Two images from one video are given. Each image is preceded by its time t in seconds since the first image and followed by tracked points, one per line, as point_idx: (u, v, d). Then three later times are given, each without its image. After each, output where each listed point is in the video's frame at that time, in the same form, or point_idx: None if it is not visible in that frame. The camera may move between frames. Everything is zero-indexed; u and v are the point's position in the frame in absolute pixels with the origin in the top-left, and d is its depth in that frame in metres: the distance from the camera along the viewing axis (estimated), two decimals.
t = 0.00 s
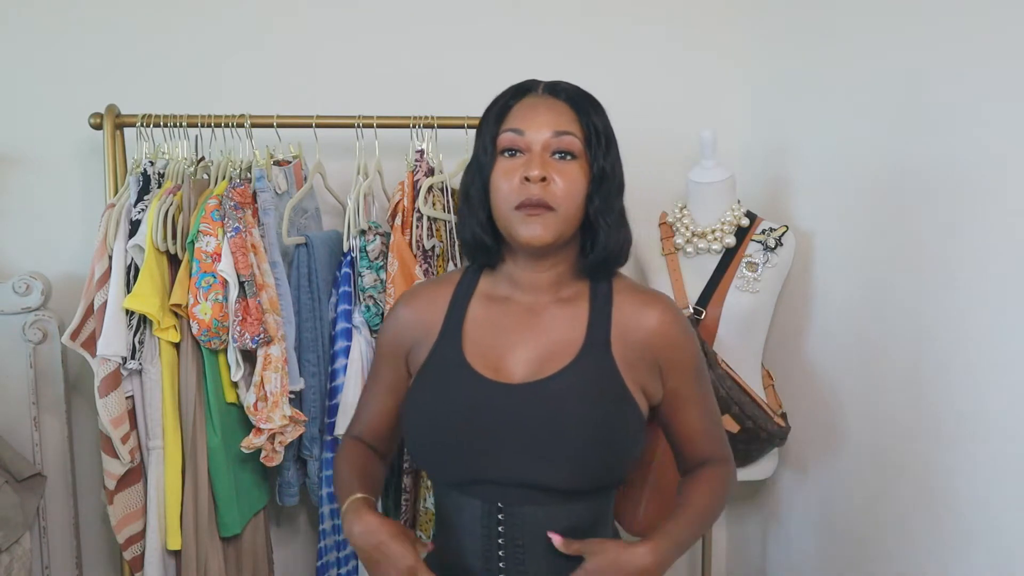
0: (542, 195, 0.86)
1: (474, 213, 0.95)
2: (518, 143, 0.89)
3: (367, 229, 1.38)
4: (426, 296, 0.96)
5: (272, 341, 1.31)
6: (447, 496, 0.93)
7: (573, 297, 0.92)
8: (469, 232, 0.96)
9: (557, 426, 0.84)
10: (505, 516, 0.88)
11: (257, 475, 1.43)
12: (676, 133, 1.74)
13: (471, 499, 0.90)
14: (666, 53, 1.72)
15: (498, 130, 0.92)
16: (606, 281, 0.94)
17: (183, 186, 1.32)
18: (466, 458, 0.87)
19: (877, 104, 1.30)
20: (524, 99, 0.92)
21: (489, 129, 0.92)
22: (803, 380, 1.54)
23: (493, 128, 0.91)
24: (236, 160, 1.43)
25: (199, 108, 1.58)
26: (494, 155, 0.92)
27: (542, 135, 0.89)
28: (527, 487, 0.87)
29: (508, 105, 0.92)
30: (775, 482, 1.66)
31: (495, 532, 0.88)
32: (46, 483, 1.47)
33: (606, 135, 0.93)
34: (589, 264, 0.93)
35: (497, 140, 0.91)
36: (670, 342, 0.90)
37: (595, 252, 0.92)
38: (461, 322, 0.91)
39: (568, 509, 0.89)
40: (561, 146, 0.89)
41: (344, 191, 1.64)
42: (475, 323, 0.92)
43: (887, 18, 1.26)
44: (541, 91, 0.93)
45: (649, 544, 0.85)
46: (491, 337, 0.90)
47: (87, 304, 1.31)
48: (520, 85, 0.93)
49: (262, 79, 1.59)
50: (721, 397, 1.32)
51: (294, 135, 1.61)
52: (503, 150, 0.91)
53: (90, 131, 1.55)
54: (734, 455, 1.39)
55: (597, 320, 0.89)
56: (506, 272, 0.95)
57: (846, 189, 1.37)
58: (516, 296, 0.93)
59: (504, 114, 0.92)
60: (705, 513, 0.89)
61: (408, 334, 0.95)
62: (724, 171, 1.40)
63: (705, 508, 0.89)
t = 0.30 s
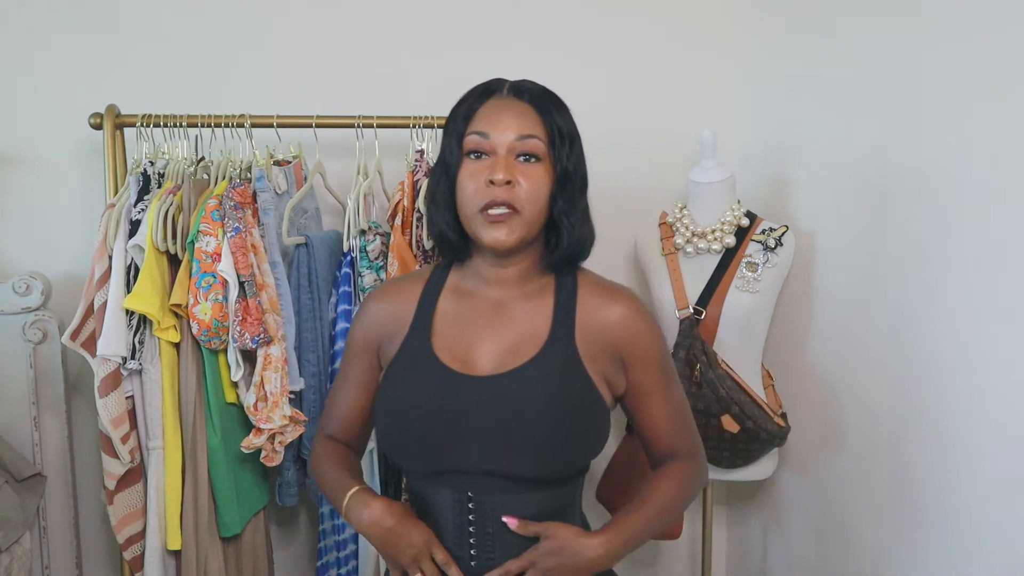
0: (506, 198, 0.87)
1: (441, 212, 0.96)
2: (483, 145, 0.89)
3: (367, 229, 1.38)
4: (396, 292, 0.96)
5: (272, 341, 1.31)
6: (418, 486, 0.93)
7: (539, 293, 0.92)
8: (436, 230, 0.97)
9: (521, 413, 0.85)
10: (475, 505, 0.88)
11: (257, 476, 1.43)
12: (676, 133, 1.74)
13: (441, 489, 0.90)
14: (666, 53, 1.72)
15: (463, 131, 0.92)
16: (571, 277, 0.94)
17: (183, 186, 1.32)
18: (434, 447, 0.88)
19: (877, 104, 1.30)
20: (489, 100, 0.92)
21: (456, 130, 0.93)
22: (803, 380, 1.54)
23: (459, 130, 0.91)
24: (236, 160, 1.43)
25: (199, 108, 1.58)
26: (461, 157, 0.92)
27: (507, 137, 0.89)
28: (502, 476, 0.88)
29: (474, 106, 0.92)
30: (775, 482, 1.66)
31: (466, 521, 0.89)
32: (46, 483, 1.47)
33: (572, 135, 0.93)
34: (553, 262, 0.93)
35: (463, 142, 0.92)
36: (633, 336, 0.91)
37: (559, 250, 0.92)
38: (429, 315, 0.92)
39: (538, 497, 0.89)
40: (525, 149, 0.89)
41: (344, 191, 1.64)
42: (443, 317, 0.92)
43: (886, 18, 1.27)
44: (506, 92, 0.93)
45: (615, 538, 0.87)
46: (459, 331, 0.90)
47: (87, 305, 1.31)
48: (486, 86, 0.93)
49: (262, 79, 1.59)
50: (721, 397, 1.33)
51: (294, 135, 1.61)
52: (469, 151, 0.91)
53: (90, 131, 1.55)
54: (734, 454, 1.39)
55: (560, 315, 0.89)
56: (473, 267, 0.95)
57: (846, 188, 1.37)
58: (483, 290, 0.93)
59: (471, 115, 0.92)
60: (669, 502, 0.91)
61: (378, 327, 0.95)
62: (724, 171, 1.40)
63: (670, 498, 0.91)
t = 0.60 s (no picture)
0: (482, 198, 0.87)
1: (415, 215, 0.94)
2: (456, 148, 0.90)
3: (367, 229, 1.38)
4: (372, 295, 0.95)
5: (272, 341, 1.32)
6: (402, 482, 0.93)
7: (515, 289, 0.93)
8: (410, 234, 0.95)
9: (509, 404, 0.86)
10: (465, 497, 0.88)
11: (257, 476, 1.43)
12: (675, 133, 1.74)
13: (431, 483, 0.90)
14: (666, 53, 1.72)
15: (434, 135, 0.91)
16: (545, 271, 0.95)
17: (184, 186, 1.32)
18: (421, 442, 0.88)
19: (877, 104, 1.30)
20: (456, 103, 0.92)
21: (425, 135, 0.92)
22: (803, 379, 1.54)
23: (429, 134, 0.91)
24: (236, 160, 1.43)
25: (200, 108, 1.58)
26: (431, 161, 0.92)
27: (478, 139, 0.89)
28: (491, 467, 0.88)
29: (442, 111, 0.92)
30: (775, 483, 1.66)
31: (456, 513, 0.89)
32: (46, 483, 1.47)
33: (538, 132, 0.94)
34: (528, 258, 0.94)
35: (433, 146, 0.92)
36: (608, 327, 0.93)
37: (534, 246, 0.93)
38: (410, 316, 0.91)
39: (526, 487, 0.90)
40: (496, 149, 0.90)
41: (344, 191, 1.64)
42: (423, 318, 0.92)
43: (886, 19, 1.27)
44: (472, 95, 0.93)
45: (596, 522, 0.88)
46: (439, 330, 0.90)
47: (87, 305, 1.31)
48: (451, 90, 0.93)
49: (262, 80, 1.59)
50: (721, 397, 1.33)
51: (294, 135, 1.61)
52: (440, 154, 0.91)
53: (90, 132, 1.55)
54: (734, 454, 1.39)
55: (539, 309, 0.91)
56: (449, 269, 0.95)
57: (847, 189, 1.37)
58: (460, 289, 0.94)
59: (439, 119, 0.92)
60: (646, 489, 0.93)
61: (357, 330, 0.94)
62: (724, 171, 1.40)
63: (646, 484, 0.93)
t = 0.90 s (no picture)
0: (465, 197, 0.93)
1: (399, 217, 0.99)
2: (437, 150, 0.94)
3: (367, 229, 1.37)
4: (355, 298, 0.99)
5: (272, 341, 1.32)
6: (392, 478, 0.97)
7: (497, 287, 0.99)
8: (394, 235, 1.00)
9: (495, 398, 0.91)
10: (458, 493, 0.92)
11: (257, 476, 1.43)
12: (676, 133, 1.74)
13: (424, 480, 0.93)
14: (667, 53, 1.72)
15: (415, 137, 0.96)
16: (524, 269, 1.02)
17: (184, 186, 1.32)
18: (413, 439, 0.92)
19: (878, 104, 1.29)
20: (436, 107, 0.97)
21: (406, 138, 0.96)
22: (803, 379, 1.54)
23: (412, 137, 0.95)
24: (236, 160, 1.43)
25: (200, 108, 1.58)
26: (414, 162, 0.96)
27: (459, 140, 0.94)
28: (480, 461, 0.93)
29: (424, 115, 0.97)
30: (775, 482, 1.66)
31: (449, 509, 0.92)
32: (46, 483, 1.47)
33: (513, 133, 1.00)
34: (507, 255, 1.01)
35: (416, 149, 0.96)
36: (588, 321, 1.01)
37: (512, 245, 1.00)
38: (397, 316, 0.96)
39: (513, 482, 0.94)
40: (477, 149, 0.95)
41: (344, 191, 1.64)
42: (409, 318, 0.97)
43: (886, 19, 1.27)
44: (451, 98, 0.98)
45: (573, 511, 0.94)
46: (423, 330, 0.95)
47: (87, 305, 1.31)
48: (430, 93, 0.98)
49: (263, 79, 1.59)
50: (720, 397, 1.33)
51: (294, 135, 1.61)
52: (423, 156, 0.95)
53: (90, 132, 1.55)
54: (734, 454, 1.39)
55: (522, 306, 0.97)
56: (431, 268, 1.00)
57: (846, 189, 1.37)
58: (445, 289, 0.99)
59: (419, 122, 0.96)
60: (624, 475, 1.00)
61: (342, 333, 0.97)
62: (724, 171, 1.40)
63: (623, 471, 1.00)
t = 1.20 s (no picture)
0: (456, 196, 0.93)
1: (390, 217, 0.99)
2: (428, 150, 0.94)
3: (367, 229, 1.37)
4: (345, 298, 0.99)
5: (272, 341, 1.32)
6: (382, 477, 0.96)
7: (486, 287, 1.00)
8: (384, 234, 0.99)
9: (488, 396, 0.92)
10: (452, 489, 0.92)
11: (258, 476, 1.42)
12: (676, 133, 1.74)
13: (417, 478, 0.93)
14: (666, 53, 1.72)
15: (405, 137, 0.96)
16: (513, 269, 1.02)
17: (184, 186, 1.32)
18: (406, 437, 0.92)
19: (878, 104, 1.30)
20: (426, 108, 0.97)
21: (396, 138, 0.96)
22: (803, 379, 1.54)
23: (402, 136, 0.95)
24: (236, 160, 1.43)
25: (200, 108, 1.58)
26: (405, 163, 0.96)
27: (449, 140, 0.94)
28: (476, 460, 0.94)
29: (414, 115, 0.97)
30: (775, 482, 1.66)
31: (444, 506, 0.92)
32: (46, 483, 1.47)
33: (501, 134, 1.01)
34: (497, 255, 1.01)
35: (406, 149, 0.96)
36: (578, 320, 1.01)
37: (500, 245, 1.00)
38: (389, 316, 0.95)
39: (505, 478, 0.95)
40: (467, 150, 0.95)
41: (344, 191, 1.64)
42: (400, 318, 0.96)
43: (886, 19, 1.27)
44: (441, 99, 0.98)
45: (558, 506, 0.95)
46: (415, 329, 0.95)
47: (86, 305, 1.31)
48: (420, 94, 0.98)
49: (263, 79, 1.59)
50: (720, 397, 1.33)
51: (294, 135, 1.61)
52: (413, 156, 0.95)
53: (90, 131, 1.55)
54: (733, 454, 1.39)
55: (513, 305, 0.97)
56: (422, 268, 1.00)
57: (847, 189, 1.37)
58: (436, 289, 0.98)
59: (409, 122, 0.97)
60: (609, 475, 1.01)
61: (334, 334, 0.97)
62: (724, 171, 1.40)
63: (608, 471, 1.01)
